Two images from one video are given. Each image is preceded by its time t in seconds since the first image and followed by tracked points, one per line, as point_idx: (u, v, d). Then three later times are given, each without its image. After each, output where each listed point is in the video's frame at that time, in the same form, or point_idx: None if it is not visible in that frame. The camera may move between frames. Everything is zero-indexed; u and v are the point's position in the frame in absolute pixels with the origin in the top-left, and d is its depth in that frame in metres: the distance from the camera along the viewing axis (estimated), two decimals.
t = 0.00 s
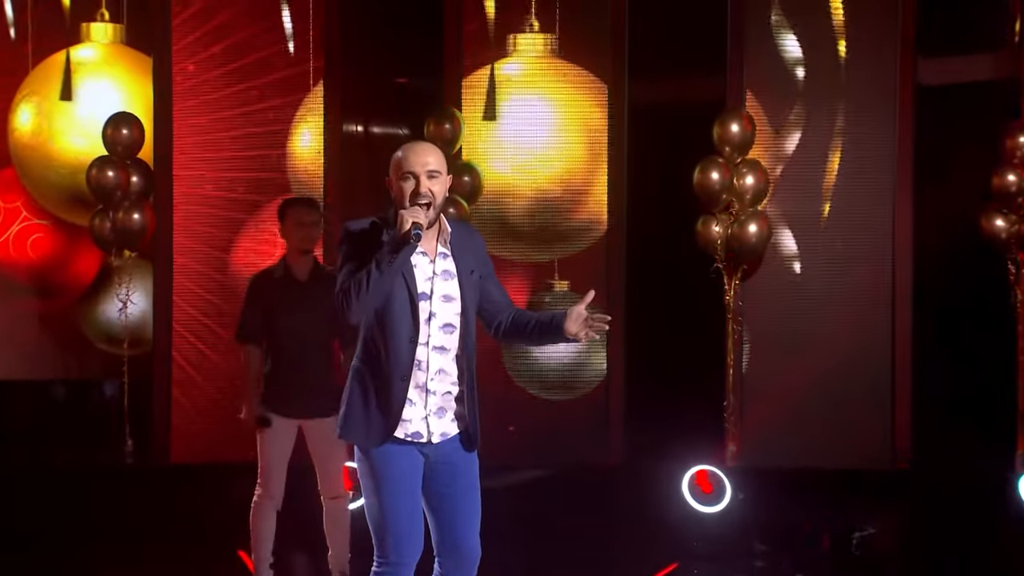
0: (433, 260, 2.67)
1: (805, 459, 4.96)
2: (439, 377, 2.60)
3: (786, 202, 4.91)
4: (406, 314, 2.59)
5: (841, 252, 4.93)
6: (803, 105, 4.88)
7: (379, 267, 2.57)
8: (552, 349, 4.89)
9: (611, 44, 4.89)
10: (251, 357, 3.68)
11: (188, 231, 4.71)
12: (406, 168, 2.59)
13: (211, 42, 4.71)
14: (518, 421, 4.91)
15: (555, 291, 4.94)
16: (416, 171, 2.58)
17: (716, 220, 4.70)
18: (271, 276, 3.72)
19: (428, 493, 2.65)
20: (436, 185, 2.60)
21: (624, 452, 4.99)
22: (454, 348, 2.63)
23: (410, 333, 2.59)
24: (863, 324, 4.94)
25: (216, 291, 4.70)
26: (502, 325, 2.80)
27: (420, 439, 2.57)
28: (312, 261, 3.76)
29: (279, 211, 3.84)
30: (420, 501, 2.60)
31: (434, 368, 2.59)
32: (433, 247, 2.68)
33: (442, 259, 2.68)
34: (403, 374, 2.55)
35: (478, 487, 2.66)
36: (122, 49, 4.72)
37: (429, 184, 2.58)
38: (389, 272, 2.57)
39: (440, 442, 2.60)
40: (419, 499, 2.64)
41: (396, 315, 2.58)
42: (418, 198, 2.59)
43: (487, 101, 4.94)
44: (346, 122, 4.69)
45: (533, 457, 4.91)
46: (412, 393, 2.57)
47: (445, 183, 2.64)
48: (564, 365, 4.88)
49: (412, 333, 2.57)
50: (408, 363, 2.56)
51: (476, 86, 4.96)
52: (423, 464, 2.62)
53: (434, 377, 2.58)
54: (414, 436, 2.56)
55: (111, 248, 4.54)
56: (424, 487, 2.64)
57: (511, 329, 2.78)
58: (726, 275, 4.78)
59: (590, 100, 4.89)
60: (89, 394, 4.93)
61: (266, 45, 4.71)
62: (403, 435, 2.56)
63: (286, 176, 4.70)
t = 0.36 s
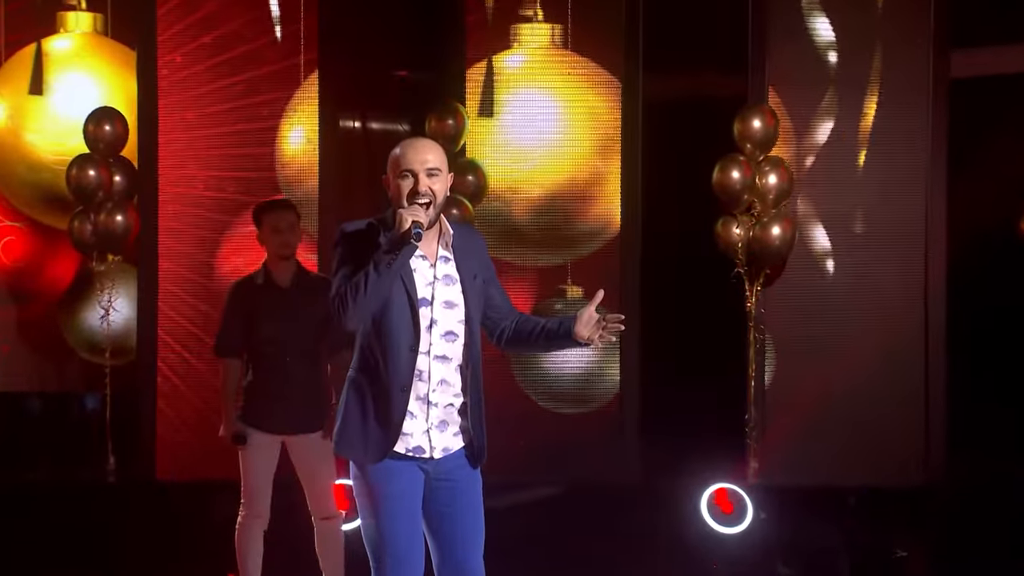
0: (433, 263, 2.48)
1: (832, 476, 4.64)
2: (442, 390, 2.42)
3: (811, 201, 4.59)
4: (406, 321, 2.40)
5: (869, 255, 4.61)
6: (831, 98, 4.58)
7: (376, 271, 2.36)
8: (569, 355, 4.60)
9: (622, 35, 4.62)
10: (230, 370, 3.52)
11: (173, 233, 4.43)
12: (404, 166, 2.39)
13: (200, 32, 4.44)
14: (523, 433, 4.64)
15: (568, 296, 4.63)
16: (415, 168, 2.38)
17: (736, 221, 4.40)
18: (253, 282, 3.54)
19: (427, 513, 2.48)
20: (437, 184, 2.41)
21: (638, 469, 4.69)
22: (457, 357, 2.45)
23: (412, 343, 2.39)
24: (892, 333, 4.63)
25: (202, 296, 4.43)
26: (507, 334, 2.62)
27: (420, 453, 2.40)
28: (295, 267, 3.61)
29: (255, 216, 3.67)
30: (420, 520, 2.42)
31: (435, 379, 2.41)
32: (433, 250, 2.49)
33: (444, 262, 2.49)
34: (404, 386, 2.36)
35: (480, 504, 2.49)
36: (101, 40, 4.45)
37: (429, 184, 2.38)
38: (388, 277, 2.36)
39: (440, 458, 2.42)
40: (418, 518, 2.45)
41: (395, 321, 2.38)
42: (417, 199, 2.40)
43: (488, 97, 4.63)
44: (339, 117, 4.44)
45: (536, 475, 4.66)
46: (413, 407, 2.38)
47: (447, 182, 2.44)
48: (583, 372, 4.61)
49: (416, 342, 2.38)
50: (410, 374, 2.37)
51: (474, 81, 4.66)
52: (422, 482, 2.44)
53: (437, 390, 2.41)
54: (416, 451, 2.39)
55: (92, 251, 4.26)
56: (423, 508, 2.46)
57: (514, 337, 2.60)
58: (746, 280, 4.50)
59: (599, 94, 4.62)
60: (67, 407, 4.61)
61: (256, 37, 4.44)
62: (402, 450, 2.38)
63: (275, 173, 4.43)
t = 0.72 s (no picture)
0: (435, 270, 2.17)
1: (866, 498, 4.33)
2: (445, 403, 2.11)
3: (840, 199, 4.28)
4: (406, 331, 2.08)
5: (903, 260, 4.30)
6: (862, 85, 4.27)
7: (379, 279, 2.05)
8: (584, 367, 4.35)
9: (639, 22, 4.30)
10: (233, 381, 3.26)
11: (157, 235, 4.15)
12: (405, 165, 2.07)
13: (189, 20, 4.16)
14: (532, 449, 4.35)
15: (584, 303, 4.31)
16: (416, 169, 2.07)
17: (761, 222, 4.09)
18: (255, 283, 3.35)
19: (426, 536, 2.17)
20: (440, 186, 2.10)
21: (657, 489, 4.41)
22: (459, 370, 2.14)
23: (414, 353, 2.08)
24: (928, 344, 4.32)
25: (186, 300, 4.14)
26: (510, 344, 2.34)
27: (420, 474, 2.07)
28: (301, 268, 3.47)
29: (261, 217, 3.55)
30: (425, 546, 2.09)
31: (438, 394, 2.09)
32: (436, 256, 2.19)
33: (446, 269, 2.18)
34: (405, 401, 2.04)
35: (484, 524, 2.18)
36: (81, 25, 4.19)
37: (432, 186, 2.07)
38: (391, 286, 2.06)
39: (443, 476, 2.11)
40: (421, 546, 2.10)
41: (395, 331, 2.08)
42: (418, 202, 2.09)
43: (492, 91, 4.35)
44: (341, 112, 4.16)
45: (549, 494, 4.35)
46: (415, 424, 2.07)
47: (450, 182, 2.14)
48: (598, 384, 4.33)
49: (418, 352, 2.07)
50: (412, 388, 2.05)
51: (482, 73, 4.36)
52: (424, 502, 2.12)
53: (439, 403, 2.10)
54: (419, 471, 2.07)
55: (73, 254, 3.97)
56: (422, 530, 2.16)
57: (518, 348, 2.32)
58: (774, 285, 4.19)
59: (613, 85, 4.32)
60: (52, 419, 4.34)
61: (249, 25, 4.15)
62: (401, 470, 2.06)
63: (265, 173, 4.13)
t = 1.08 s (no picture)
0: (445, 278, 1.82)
1: (906, 518, 4.04)
2: (454, 421, 1.77)
3: (875, 191, 3.99)
4: (417, 344, 1.74)
5: (948, 261, 3.99)
6: (898, 63, 3.98)
7: (409, 291, 1.66)
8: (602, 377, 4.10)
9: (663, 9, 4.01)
10: (242, 390, 2.70)
11: (147, 236, 3.89)
12: (420, 169, 1.72)
13: (179, 6, 3.89)
14: (548, 464, 4.09)
15: (604, 309, 4.03)
16: (433, 173, 1.72)
17: (794, 221, 3.80)
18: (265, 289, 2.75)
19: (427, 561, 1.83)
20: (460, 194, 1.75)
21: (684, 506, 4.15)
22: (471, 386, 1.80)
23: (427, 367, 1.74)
24: (977, 353, 4.01)
25: (176, 305, 3.89)
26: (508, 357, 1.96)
27: (427, 500, 1.76)
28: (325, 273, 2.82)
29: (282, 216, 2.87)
30: None
31: (448, 413, 1.76)
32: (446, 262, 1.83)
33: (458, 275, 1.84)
34: (418, 424, 1.72)
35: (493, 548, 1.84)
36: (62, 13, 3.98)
37: (454, 191, 1.72)
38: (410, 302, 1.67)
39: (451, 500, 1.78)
40: None
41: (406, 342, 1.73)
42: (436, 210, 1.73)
43: (503, 79, 4.05)
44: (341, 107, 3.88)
45: (569, 514, 4.08)
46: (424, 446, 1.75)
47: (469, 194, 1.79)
48: (619, 396, 4.07)
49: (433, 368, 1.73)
50: (425, 409, 1.72)
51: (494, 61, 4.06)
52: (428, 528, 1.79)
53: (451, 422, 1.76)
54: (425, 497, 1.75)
55: (55, 257, 3.71)
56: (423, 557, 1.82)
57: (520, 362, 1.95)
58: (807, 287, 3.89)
59: (634, 75, 4.04)
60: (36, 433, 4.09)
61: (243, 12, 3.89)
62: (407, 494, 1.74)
63: (261, 168, 3.87)
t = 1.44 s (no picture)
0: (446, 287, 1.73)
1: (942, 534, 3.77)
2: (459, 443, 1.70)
3: (903, 182, 3.72)
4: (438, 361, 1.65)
5: (983, 260, 3.72)
6: (922, 41, 3.70)
7: (447, 306, 1.58)
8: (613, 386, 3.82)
9: None
10: (233, 402, 2.52)
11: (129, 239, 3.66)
12: (438, 172, 1.69)
13: None
14: (560, 481, 3.84)
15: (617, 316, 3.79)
16: (453, 174, 1.70)
17: (819, 221, 3.53)
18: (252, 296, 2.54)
19: None
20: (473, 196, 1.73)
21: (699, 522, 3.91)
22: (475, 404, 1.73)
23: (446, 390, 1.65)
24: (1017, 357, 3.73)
25: (161, 311, 3.66)
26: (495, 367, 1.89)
27: (432, 524, 1.69)
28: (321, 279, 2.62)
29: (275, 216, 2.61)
30: None
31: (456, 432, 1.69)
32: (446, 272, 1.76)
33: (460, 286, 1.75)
34: (437, 448, 1.63)
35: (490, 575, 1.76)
36: None
37: (475, 193, 1.71)
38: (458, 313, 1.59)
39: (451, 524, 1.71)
40: None
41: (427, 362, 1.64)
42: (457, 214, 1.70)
43: (506, 69, 3.78)
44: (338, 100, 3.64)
45: (582, 533, 3.84)
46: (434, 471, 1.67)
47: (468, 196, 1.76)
48: (636, 410, 3.81)
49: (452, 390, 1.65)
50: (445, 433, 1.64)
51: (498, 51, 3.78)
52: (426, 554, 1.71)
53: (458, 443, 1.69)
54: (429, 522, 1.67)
55: (29, 262, 3.48)
56: None
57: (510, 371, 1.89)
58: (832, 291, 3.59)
59: (649, 66, 3.79)
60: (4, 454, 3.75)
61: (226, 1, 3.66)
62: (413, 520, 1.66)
63: (250, 167, 3.66)
